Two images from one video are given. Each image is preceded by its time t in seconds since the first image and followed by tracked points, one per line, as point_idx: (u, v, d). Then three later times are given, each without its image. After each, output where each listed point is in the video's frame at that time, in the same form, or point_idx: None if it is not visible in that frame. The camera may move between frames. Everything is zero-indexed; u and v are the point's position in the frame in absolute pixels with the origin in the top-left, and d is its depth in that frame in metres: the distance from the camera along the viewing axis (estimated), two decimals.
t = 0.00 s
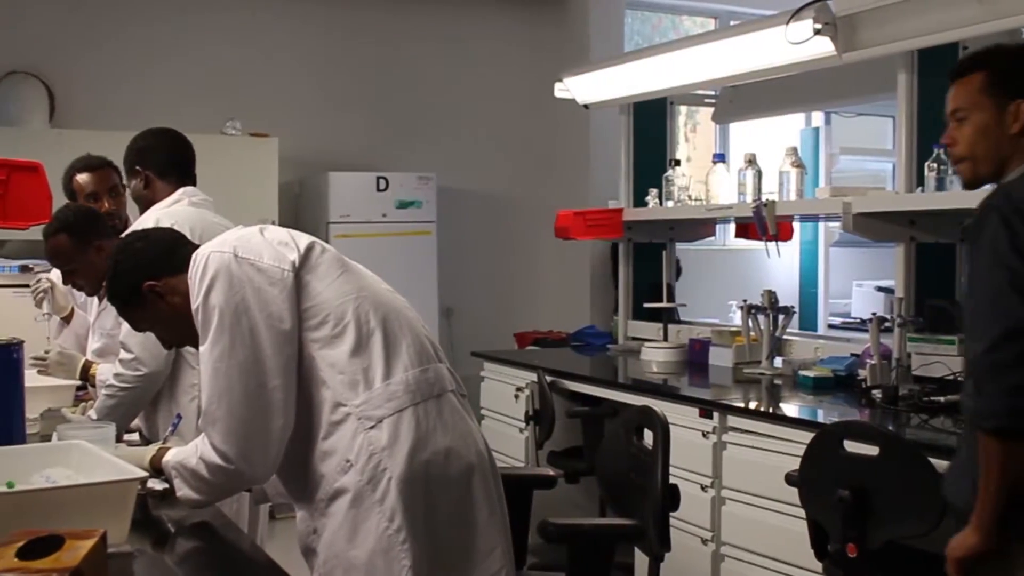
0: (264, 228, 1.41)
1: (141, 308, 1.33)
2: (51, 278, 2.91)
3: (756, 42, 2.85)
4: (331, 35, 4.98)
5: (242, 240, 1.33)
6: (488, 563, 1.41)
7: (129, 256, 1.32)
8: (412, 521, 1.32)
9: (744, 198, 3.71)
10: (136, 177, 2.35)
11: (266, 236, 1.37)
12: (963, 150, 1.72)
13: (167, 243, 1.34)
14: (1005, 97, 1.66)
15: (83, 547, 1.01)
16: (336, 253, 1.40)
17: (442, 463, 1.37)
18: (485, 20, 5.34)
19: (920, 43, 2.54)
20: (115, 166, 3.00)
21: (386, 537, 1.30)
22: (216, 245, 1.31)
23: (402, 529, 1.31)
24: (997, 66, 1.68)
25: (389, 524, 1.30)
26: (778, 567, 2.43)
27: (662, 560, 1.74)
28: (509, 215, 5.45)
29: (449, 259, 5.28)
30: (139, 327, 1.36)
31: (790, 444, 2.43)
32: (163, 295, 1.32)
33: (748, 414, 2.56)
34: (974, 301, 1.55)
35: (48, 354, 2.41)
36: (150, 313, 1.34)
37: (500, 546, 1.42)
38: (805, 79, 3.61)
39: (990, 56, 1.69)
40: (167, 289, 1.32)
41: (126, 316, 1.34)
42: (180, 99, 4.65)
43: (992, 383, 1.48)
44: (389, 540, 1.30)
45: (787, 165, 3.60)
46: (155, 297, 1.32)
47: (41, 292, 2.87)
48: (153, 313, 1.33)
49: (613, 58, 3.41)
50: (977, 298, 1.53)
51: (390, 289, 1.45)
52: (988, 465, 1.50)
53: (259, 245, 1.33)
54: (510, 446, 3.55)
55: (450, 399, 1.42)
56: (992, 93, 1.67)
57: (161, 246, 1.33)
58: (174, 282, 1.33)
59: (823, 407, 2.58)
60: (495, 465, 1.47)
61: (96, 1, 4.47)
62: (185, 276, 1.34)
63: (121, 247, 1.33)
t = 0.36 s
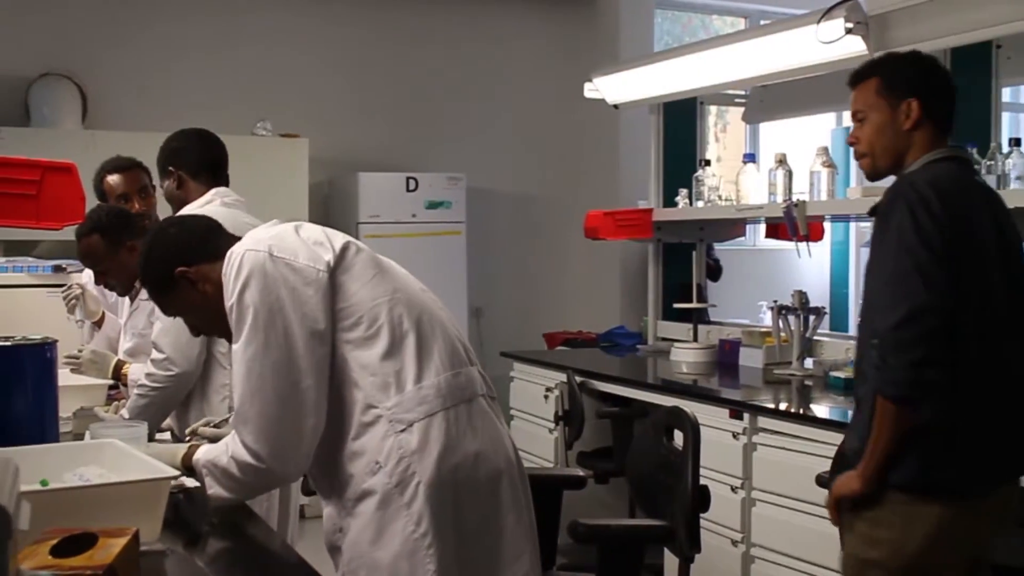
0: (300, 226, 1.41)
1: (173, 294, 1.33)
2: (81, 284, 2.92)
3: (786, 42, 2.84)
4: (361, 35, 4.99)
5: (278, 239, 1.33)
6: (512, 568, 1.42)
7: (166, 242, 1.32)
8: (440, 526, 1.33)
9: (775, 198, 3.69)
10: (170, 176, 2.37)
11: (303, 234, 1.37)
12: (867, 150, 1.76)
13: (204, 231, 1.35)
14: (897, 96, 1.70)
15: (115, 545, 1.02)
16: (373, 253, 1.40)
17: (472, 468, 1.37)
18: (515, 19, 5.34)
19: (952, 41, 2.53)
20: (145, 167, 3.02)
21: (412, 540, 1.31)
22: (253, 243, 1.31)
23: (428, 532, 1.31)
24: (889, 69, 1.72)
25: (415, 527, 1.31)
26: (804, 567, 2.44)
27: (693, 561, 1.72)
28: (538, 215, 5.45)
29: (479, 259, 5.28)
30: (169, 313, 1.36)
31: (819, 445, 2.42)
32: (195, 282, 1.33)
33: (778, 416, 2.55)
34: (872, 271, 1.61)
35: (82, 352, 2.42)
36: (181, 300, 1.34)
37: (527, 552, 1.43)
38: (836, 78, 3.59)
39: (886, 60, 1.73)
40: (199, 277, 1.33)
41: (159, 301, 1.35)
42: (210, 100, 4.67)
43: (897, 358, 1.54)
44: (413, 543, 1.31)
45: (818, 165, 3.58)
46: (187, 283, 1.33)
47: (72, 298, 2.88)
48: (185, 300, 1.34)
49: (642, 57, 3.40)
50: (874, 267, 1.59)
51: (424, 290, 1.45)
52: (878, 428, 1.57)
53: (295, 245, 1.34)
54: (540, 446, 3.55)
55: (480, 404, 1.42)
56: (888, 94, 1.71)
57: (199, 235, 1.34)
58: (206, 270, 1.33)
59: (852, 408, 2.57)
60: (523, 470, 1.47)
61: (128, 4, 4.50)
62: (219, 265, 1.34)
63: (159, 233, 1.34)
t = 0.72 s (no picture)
0: (364, 209, 1.40)
1: (223, 221, 1.37)
2: (111, 279, 2.88)
3: (816, 41, 2.82)
4: (391, 36, 5.00)
5: (340, 231, 1.33)
6: None
7: (229, 172, 1.37)
8: (441, 544, 1.38)
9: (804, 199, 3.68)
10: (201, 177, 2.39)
11: (367, 225, 1.37)
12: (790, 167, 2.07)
13: (265, 168, 1.39)
14: (812, 120, 2.00)
15: (146, 543, 1.02)
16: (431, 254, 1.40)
17: (482, 492, 1.41)
18: (544, 19, 5.34)
19: (986, 40, 2.51)
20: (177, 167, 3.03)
21: (399, 556, 1.37)
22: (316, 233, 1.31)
23: (422, 553, 1.37)
24: (804, 96, 2.02)
25: (405, 546, 1.37)
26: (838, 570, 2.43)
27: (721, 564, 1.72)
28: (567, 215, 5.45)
29: (507, 260, 5.29)
30: (215, 241, 1.40)
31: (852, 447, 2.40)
32: (247, 215, 1.37)
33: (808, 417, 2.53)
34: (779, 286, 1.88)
35: (114, 352, 2.41)
36: (229, 231, 1.38)
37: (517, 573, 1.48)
38: (867, 78, 3.57)
39: (800, 88, 2.03)
40: (250, 210, 1.37)
41: (209, 228, 1.39)
42: (240, 101, 4.70)
43: (785, 368, 1.81)
44: (401, 559, 1.37)
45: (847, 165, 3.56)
46: (238, 212, 1.37)
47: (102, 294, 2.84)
48: (234, 231, 1.38)
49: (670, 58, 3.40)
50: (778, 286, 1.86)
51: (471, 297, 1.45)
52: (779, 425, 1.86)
53: (356, 241, 1.34)
54: (569, 447, 3.55)
55: (498, 430, 1.45)
56: (802, 118, 2.01)
57: (262, 171, 1.39)
58: (259, 208, 1.38)
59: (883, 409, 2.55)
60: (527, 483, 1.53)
61: (160, 6, 4.53)
62: (271, 209, 1.38)
63: (222, 162, 1.39)
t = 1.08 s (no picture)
0: (450, 201, 1.47)
1: (298, 151, 1.48)
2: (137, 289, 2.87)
3: (845, 41, 2.81)
4: (418, 37, 5.02)
5: (420, 225, 1.42)
6: None
7: (313, 107, 1.47)
8: (441, 555, 1.48)
9: (833, 199, 3.66)
10: (229, 178, 2.40)
11: (456, 219, 1.45)
12: (672, 172, 2.41)
13: (345, 106, 1.49)
14: (692, 126, 2.35)
15: (176, 542, 1.03)
16: (496, 270, 1.48)
17: (487, 513, 1.50)
18: (570, 19, 5.33)
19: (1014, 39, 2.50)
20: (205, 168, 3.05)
21: (393, 560, 1.49)
22: (401, 220, 1.40)
23: (415, 560, 1.48)
24: (676, 105, 2.37)
25: (401, 553, 1.49)
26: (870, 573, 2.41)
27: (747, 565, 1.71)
28: (594, 216, 5.44)
29: (534, 260, 5.29)
30: (284, 170, 1.50)
31: (883, 450, 2.39)
32: (320, 151, 1.48)
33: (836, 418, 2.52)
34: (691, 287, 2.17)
35: (143, 353, 2.41)
36: (302, 165, 1.48)
37: None
38: (897, 78, 3.55)
39: (671, 98, 2.38)
40: (323, 149, 1.48)
41: (282, 157, 1.49)
42: (268, 102, 4.72)
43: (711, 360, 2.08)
44: (395, 564, 1.49)
45: (876, 165, 3.54)
46: (312, 149, 1.48)
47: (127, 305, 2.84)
48: (306, 165, 1.48)
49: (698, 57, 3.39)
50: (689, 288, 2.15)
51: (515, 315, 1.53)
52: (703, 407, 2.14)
53: (436, 240, 1.42)
54: (596, 448, 3.55)
55: (512, 457, 1.54)
56: (678, 126, 2.36)
57: (346, 108, 1.49)
58: (332, 147, 1.48)
59: (913, 412, 2.53)
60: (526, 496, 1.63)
61: (190, 7, 4.56)
62: (344, 149, 1.49)
63: (306, 93, 1.49)
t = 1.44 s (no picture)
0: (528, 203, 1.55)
1: (382, 111, 1.52)
2: (176, 303, 2.95)
3: (886, 39, 2.78)
4: (456, 37, 5.03)
5: (505, 225, 1.48)
6: None
7: (404, 70, 1.52)
8: (469, 544, 1.52)
9: (873, 199, 3.63)
10: (267, 180, 2.41)
11: (534, 226, 1.53)
12: (645, 173, 2.32)
13: (437, 76, 1.54)
14: (663, 123, 2.27)
15: (217, 541, 1.03)
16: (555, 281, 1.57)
17: (520, 511, 1.56)
18: (608, 18, 5.32)
19: None
20: (240, 170, 3.07)
21: (419, 541, 1.52)
22: (491, 217, 1.47)
23: (444, 547, 1.51)
24: (649, 102, 2.28)
25: (430, 536, 1.51)
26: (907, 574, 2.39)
27: (787, 569, 1.70)
28: (633, 216, 5.43)
29: (572, 260, 5.28)
30: (363, 119, 1.54)
31: (925, 451, 2.36)
32: (404, 115, 1.52)
33: (876, 419, 2.50)
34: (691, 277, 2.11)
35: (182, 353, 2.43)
36: (383, 124, 1.53)
37: None
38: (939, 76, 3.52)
39: (642, 94, 2.29)
40: (409, 114, 1.52)
41: (366, 113, 1.54)
42: (306, 103, 4.74)
43: (717, 356, 2.03)
44: (422, 547, 1.52)
45: (918, 165, 3.51)
46: (398, 111, 1.52)
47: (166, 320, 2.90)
48: (387, 125, 1.53)
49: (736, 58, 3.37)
50: (693, 273, 2.09)
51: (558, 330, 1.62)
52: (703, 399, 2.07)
53: (516, 243, 1.49)
54: (633, 449, 3.55)
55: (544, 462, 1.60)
56: (652, 123, 2.27)
57: (437, 82, 1.54)
58: (417, 114, 1.53)
59: (955, 414, 2.50)
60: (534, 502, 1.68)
61: (229, 10, 4.60)
62: (428, 118, 1.54)
63: (400, 56, 1.54)
